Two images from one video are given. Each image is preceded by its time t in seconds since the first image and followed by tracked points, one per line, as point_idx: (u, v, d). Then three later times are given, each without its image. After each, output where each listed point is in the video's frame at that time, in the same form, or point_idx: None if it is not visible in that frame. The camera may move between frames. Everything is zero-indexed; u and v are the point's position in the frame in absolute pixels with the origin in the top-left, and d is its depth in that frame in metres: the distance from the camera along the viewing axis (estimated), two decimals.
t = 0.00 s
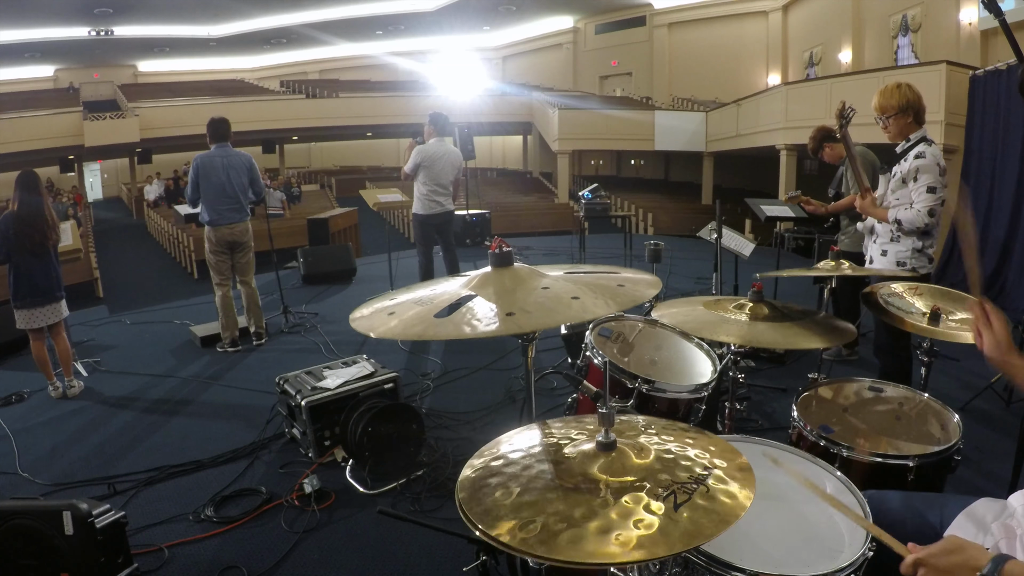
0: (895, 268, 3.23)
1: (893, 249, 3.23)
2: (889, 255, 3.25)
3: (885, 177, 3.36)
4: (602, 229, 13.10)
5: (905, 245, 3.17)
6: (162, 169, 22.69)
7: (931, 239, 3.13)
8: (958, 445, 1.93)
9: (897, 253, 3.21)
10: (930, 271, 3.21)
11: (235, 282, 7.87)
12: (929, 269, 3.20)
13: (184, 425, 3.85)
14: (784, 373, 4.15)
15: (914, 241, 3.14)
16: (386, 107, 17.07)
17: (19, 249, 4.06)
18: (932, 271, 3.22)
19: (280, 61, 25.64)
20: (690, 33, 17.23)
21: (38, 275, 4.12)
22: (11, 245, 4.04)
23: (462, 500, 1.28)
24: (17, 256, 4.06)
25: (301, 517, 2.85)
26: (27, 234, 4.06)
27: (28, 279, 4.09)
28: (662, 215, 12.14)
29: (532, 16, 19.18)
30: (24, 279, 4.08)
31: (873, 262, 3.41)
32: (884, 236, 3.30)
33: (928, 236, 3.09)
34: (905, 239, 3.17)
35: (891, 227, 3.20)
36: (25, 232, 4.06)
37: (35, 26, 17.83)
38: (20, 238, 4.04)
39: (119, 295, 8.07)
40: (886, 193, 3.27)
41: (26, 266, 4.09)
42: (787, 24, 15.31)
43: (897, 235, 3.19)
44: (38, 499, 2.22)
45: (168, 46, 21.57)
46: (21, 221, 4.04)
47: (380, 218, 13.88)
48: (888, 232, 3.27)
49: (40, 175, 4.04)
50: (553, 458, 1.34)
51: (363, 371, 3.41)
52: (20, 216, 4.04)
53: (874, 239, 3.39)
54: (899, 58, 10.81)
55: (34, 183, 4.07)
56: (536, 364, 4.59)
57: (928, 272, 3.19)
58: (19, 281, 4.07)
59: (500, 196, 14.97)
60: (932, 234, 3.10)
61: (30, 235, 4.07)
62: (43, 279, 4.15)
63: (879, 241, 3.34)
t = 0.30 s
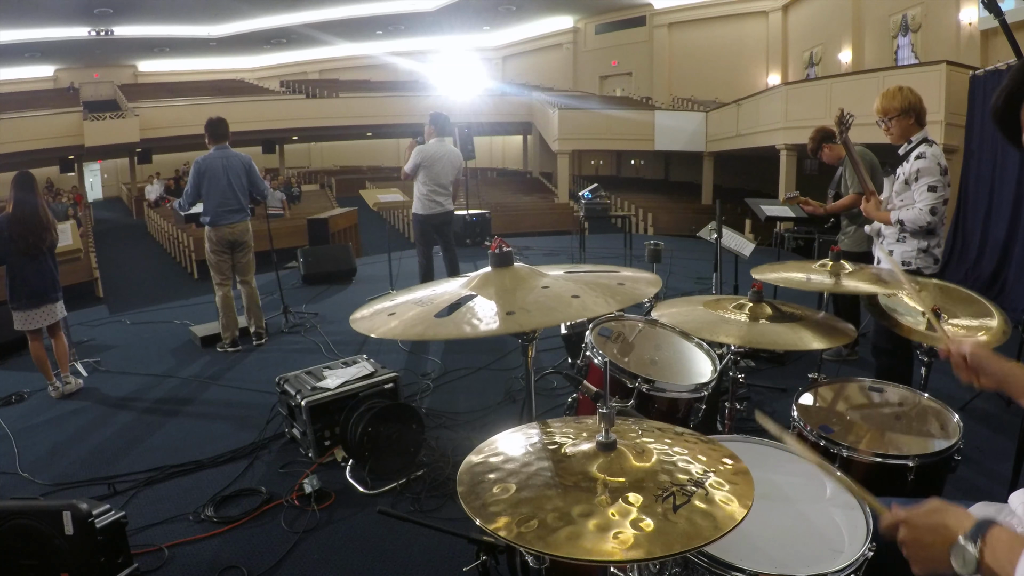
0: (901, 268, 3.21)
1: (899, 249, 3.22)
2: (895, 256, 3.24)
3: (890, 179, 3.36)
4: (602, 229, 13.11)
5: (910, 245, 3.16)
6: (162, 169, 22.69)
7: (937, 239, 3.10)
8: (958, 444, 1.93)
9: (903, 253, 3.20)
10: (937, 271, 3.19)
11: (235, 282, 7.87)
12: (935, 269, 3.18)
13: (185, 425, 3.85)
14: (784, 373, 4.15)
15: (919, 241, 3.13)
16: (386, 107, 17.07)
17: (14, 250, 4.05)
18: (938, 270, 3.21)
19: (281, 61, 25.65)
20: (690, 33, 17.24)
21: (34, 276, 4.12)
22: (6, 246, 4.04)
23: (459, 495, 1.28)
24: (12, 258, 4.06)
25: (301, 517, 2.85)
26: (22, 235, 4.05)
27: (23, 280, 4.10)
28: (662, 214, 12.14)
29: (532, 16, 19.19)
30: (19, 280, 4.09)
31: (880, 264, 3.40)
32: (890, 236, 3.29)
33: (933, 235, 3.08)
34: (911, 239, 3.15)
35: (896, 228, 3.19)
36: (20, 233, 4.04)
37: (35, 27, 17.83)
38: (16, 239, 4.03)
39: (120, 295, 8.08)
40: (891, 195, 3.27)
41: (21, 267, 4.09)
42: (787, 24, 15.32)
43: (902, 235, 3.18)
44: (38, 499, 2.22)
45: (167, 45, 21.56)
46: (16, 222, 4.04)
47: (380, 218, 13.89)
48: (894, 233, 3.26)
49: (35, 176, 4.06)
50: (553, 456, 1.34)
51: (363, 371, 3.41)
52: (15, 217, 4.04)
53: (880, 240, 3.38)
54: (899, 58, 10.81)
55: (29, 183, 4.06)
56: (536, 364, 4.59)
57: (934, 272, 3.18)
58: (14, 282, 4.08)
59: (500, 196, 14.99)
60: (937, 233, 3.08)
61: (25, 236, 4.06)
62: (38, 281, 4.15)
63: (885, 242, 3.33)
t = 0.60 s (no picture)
0: (901, 267, 3.22)
1: (900, 248, 3.23)
2: (896, 254, 3.25)
3: (894, 178, 3.35)
4: (602, 229, 13.10)
5: (911, 244, 3.17)
6: (162, 169, 22.69)
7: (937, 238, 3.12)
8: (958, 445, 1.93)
9: (903, 252, 3.21)
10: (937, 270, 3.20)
11: (235, 282, 7.87)
12: (936, 269, 3.19)
13: (185, 425, 3.85)
14: (785, 372, 4.14)
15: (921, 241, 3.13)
16: (386, 107, 17.07)
17: (11, 250, 4.05)
18: (939, 271, 3.21)
19: (281, 61, 25.65)
20: (690, 33, 17.23)
21: (32, 276, 4.12)
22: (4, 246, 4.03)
23: (460, 498, 1.28)
24: (10, 257, 4.06)
25: (301, 518, 2.85)
26: (20, 235, 4.05)
27: (22, 280, 4.09)
28: (662, 215, 12.14)
29: (532, 16, 19.18)
30: (17, 279, 4.08)
31: (881, 262, 3.41)
32: (892, 235, 3.30)
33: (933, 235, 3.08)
34: (913, 238, 3.16)
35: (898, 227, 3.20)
36: (17, 233, 4.04)
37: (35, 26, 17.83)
38: (13, 239, 4.03)
39: (120, 294, 8.08)
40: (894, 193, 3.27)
41: (19, 267, 4.08)
42: (787, 24, 15.32)
43: (904, 234, 3.19)
44: (37, 500, 2.22)
45: (168, 46, 21.57)
46: (13, 222, 4.04)
47: (380, 219, 13.89)
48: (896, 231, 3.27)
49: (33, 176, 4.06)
50: (552, 457, 1.34)
51: (363, 371, 3.41)
52: (13, 217, 4.04)
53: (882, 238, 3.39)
54: (899, 58, 10.81)
55: (28, 183, 4.07)
56: (536, 365, 4.59)
57: (934, 272, 3.18)
58: (13, 282, 4.07)
59: (500, 196, 14.98)
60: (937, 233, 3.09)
61: (22, 236, 4.06)
62: (36, 280, 4.14)
63: (887, 241, 3.34)
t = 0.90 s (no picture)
0: (903, 266, 3.23)
1: (901, 247, 3.23)
2: (898, 254, 3.25)
3: (893, 177, 3.35)
4: (602, 229, 13.10)
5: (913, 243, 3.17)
6: (162, 169, 22.70)
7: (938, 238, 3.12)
8: (959, 445, 1.93)
9: (905, 251, 3.22)
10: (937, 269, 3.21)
11: (235, 282, 7.87)
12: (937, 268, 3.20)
13: (185, 425, 3.86)
14: (785, 372, 4.15)
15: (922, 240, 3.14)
16: (386, 107, 17.07)
17: (11, 250, 4.04)
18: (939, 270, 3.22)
19: (281, 61, 25.66)
20: (690, 33, 17.24)
21: (33, 275, 4.11)
22: (4, 246, 4.03)
23: (459, 496, 1.28)
24: (10, 257, 4.06)
25: (301, 517, 2.85)
26: (20, 235, 4.04)
27: (23, 280, 4.09)
28: (662, 214, 12.15)
29: (533, 16, 19.18)
30: (19, 279, 4.08)
31: (882, 261, 3.42)
32: (893, 234, 3.31)
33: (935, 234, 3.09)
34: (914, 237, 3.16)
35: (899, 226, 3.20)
36: (17, 233, 4.04)
37: (35, 26, 17.82)
38: (13, 239, 4.02)
39: (120, 295, 8.08)
40: (895, 193, 3.27)
41: (20, 267, 4.08)
42: (787, 24, 15.33)
43: (905, 234, 3.19)
44: (37, 500, 2.22)
45: (168, 46, 21.57)
46: (13, 222, 4.03)
47: (380, 219, 13.90)
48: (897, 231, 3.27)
49: (32, 176, 4.04)
50: (552, 456, 1.35)
51: (363, 371, 3.40)
52: (12, 217, 4.04)
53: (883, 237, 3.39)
54: (899, 58, 10.81)
55: (28, 183, 4.06)
56: (536, 364, 4.59)
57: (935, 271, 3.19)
58: (14, 281, 4.07)
59: (500, 196, 14.99)
60: (939, 232, 3.10)
61: (21, 236, 4.05)
62: (38, 279, 4.13)
63: (888, 240, 3.34)
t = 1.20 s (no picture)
0: (900, 267, 3.23)
1: (899, 248, 3.23)
2: (895, 254, 3.25)
3: (893, 179, 3.34)
4: (602, 229, 13.11)
5: (910, 245, 3.17)
6: (162, 169, 22.70)
7: (936, 242, 3.12)
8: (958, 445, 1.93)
9: (902, 252, 3.22)
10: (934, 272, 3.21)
11: (235, 282, 7.87)
12: (933, 272, 3.19)
13: (185, 425, 3.86)
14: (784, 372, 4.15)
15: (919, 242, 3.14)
16: (386, 107, 17.07)
17: (14, 248, 4.05)
18: (935, 273, 3.22)
19: (281, 61, 25.66)
20: (690, 33, 17.24)
21: (37, 273, 4.09)
22: (7, 244, 4.05)
23: (459, 497, 1.28)
24: (15, 256, 4.06)
25: (301, 517, 2.86)
26: (23, 233, 4.06)
27: (27, 278, 4.08)
28: (662, 214, 12.15)
29: (533, 16, 19.17)
30: (22, 278, 4.07)
31: (880, 261, 3.41)
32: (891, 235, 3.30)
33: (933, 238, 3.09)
34: (912, 240, 3.16)
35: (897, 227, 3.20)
36: (20, 231, 4.06)
37: (35, 26, 17.82)
38: (16, 237, 4.04)
39: (120, 295, 8.08)
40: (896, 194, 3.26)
41: (24, 265, 4.08)
42: (787, 24, 15.32)
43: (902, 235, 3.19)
44: (37, 499, 2.22)
45: (168, 45, 21.56)
46: (16, 220, 4.05)
47: (380, 219, 13.90)
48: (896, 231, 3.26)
49: (36, 174, 4.05)
50: (552, 457, 1.35)
51: (363, 371, 3.40)
52: (16, 215, 4.04)
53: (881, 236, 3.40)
54: (899, 58, 10.81)
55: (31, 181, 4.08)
56: (536, 364, 4.59)
57: (932, 274, 3.19)
58: (19, 280, 4.06)
59: (501, 196, 14.99)
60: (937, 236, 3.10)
61: (23, 233, 4.06)
62: (42, 278, 4.12)
63: (886, 240, 3.34)
